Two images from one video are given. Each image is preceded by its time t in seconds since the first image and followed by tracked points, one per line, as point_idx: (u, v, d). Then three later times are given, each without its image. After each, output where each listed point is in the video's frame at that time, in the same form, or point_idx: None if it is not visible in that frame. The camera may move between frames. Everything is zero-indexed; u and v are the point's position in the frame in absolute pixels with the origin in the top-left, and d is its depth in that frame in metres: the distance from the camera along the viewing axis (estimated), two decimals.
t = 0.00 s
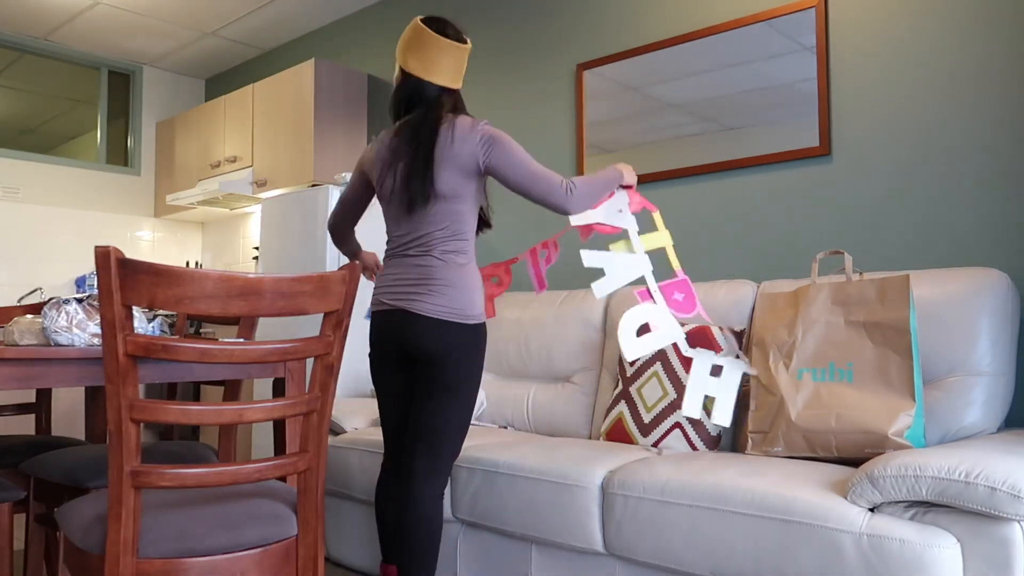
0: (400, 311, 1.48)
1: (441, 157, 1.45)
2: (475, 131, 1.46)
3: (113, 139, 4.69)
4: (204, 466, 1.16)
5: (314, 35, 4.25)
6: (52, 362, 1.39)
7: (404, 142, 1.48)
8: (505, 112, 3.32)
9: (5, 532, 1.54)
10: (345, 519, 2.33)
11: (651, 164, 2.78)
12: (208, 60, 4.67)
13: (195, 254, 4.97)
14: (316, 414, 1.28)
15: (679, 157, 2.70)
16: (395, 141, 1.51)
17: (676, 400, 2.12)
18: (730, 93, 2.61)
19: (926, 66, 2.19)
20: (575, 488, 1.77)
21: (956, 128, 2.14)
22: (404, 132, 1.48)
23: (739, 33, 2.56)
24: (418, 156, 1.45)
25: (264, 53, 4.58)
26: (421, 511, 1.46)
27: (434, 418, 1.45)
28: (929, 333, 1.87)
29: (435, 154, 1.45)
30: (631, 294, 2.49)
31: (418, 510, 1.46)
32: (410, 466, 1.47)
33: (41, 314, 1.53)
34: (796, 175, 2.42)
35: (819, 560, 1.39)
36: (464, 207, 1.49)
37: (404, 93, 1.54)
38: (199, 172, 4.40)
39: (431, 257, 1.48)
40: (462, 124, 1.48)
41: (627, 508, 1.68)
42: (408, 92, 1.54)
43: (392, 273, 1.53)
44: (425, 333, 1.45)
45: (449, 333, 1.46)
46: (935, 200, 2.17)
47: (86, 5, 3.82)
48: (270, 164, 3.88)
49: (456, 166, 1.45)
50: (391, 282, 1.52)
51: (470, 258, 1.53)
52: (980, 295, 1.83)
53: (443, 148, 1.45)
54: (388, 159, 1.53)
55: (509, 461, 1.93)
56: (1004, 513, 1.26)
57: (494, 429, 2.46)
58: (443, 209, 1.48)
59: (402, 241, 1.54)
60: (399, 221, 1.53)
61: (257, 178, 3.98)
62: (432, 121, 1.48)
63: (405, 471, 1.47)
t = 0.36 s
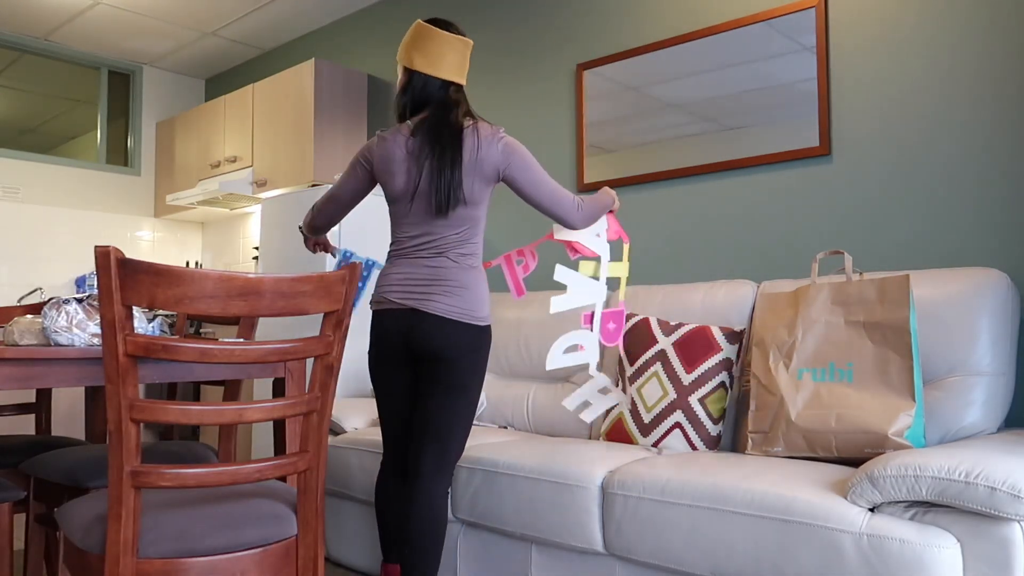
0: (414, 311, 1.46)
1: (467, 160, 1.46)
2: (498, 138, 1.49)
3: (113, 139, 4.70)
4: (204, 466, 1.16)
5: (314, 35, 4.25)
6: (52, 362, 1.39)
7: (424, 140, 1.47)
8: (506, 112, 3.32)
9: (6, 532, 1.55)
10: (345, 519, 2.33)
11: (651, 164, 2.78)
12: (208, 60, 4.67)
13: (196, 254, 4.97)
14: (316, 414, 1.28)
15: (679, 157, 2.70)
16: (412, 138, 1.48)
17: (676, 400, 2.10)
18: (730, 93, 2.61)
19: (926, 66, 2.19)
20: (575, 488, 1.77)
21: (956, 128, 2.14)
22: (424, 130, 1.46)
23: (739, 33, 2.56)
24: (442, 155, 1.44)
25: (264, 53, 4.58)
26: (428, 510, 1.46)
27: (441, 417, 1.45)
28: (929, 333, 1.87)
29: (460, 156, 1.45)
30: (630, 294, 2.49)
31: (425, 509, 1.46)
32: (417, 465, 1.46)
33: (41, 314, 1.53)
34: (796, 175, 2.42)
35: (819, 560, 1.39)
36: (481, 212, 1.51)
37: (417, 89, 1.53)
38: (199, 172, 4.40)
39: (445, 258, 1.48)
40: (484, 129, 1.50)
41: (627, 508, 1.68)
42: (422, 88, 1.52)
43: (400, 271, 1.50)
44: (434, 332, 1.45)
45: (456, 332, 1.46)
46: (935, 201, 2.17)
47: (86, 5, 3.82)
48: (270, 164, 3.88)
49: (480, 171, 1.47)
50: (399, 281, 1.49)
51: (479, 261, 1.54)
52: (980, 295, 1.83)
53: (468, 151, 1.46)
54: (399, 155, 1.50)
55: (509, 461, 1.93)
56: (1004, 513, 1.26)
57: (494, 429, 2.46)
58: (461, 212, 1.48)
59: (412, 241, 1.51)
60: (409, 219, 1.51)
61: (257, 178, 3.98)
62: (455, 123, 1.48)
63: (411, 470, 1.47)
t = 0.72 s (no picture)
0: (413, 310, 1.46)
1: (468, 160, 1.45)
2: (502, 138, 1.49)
3: (113, 139, 4.70)
4: (204, 466, 1.16)
5: (314, 35, 4.26)
6: (52, 362, 1.39)
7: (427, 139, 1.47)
8: (505, 112, 3.32)
9: (5, 533, 1.58)
10: (345, 519, 2.33)
11: (651, 164, 2.78)
12: (208, 60, 4.67)
13: (196, 254, 4.97)
14: (316, 414, 1.28)
15: (679, 157, 2.70)
16: (416, 137, 1.49)
17: (676, 400, 2.10)
18: (730, 93, 2.61)
19: (926, 65, 2.19)
20: (575, 488, 1.77)
21: (956, 128, 2.14)
22: (427, 129, 1.47)
23: (739, 33, 2.56)
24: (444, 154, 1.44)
25: (264, 53, 4.58)
26: (428, 511, 1.46)
27: (443, 417, 1.45)
28: (928, 333, 1.87)
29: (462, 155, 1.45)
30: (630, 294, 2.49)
31: (425, 510, 1.46)
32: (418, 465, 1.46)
33: (41, 314, 1.53)
34: (796, 175, 2.42)
35: (819, 560, 1.39)
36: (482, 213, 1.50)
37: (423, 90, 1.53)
38: (199, 172, 4.40)
39: (446, 258, 1.48)
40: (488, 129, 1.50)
41: (627, 508, 1.68)
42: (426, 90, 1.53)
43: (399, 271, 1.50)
44: (435, 332, 1.45)
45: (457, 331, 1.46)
46: (935, 201, 2.17)
47: (86, 5, 3.82)
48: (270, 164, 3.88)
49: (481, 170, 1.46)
50: (399, 281, 1.49)
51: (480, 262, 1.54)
52: (980, 295, 1.83)
53: (470, 150, 1.46)
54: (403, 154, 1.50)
55: (509, 460, 1.93)
56: (1004, 513, 1.26)
57: (494, 429, 2.47)
58: (463, 212, 1.48)
59: (414, 240, 1.51)
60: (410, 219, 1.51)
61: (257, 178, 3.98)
62: (458, 122, 1.48)
63: (412, 470, 1.47)
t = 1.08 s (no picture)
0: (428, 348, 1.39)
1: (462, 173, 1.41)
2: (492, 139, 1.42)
3: (113, 139, 4.70)
4: (204, 466, 1.16)
5: (314, 35, 4.25)
6: (52, 362, 1.39)
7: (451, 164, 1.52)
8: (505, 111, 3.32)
9: (5, 532, 1.59)
10: (345, 519, 2.33)
11: (651, 164, 2.78)
12: (208, 59, 4.66)
13: (195, 254, 4.97)
14: (316, 414, 1.28)
15: (679, 157, 2.70)
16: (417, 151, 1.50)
17: (676, 400, 2.10)
18: (729, 93, 2.61)
19: (926, 65, 2.19)
20: (575, 488, 1.77)
21: (956, 128, 2.14)
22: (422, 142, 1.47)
23: (739, 33, 2.56)
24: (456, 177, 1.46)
25: (264, 53, 4.58)
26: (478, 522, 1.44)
27: (493, 448, 1.43)
28: (928, 332, 1.87)
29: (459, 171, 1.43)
30: (630, 294, 2.49)
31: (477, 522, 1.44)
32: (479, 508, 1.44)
33: (41, 314, 1.53)
34: (796, 175, 2.42)
35: (820, 560, 1.39)
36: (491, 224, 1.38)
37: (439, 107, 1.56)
38: (199, 172, 4.40)
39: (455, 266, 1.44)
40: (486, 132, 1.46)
41: (627, 508, 1.68)
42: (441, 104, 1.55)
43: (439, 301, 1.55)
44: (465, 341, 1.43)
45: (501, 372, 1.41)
46: (935, 201, 2.17)
47: (86, 5, 3.82)
48: (270, 164, 3.88)
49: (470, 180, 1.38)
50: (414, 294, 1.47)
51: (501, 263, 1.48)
52: (980, 295, 1.83)
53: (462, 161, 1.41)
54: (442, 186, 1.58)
55: (509, 461, 1.93)
56: (1004, 513, 1.26)
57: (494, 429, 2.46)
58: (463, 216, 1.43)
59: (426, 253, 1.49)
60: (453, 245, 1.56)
61: (256, 178, 3.98)
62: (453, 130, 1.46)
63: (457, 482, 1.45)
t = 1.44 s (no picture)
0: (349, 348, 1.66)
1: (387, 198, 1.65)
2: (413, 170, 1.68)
3: (113, 139, 4.70)
4: (204, 466, 1.16)
5: (314, 35, 4.25)
6: (52, 363, 1.39)
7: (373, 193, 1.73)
8: (505, 111, 3.32)
9: (5, 533, 1.60)
10: (345, 519, 2.33)
11: (651, 164, 2.78)
12: (209, 59, 4.66)
13: (196, 254, 4.98)
14: (316, 414, 1.28)
15: (679, 157, 2.70)
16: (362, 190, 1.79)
17: (676, 400, 2.10)
18: (729, 93, 2.61)
19: (926, 65, 2.19)
20: (575, 488, 1.77)
21: (956, 128, 2.14)
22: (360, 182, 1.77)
23: (739, 33, 2.56)
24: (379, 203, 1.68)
25: (264, 53, 4.58)
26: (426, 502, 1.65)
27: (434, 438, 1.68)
28: (929, 332, 1.87)
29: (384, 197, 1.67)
30: (630, 294, 2.49)
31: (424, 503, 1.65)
32: (429, 489, 1.66)
33: (41, 314, 1.53)
34: (796, 175, 2.42)
35: (819, 559, 1.39)
36: (410, 245, 1.62)
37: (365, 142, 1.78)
38: (199, 172, 4.40)
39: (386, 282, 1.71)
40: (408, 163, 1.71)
41: (627, 508, 1.68)
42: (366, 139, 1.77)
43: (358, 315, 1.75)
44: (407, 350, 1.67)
45: (432, 367, 1.67)
46: (935, 201, 2.17)
47: (86, 5, 3.82)
48: (270, 164, 3.88)
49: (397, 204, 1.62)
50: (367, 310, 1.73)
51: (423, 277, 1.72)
52: (980, 295, 1.83)
53: (387, 188, 1.65)
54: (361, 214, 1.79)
55: (509, 460, 1.93)
56: (1004, 513, 1.26)
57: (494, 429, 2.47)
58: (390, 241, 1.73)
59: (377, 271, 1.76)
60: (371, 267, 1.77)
61: (256, 178, 3.98)
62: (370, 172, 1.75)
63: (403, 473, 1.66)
